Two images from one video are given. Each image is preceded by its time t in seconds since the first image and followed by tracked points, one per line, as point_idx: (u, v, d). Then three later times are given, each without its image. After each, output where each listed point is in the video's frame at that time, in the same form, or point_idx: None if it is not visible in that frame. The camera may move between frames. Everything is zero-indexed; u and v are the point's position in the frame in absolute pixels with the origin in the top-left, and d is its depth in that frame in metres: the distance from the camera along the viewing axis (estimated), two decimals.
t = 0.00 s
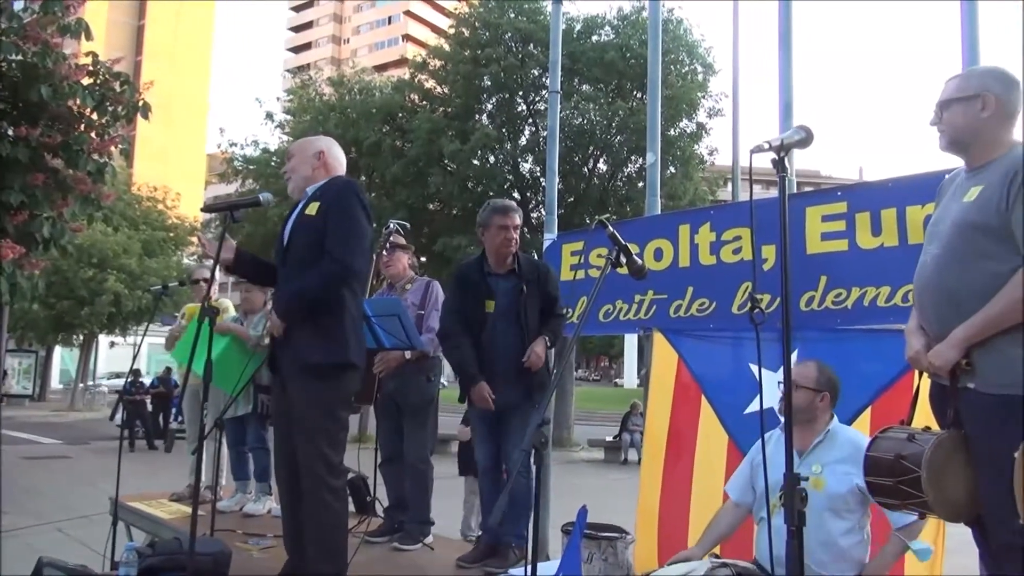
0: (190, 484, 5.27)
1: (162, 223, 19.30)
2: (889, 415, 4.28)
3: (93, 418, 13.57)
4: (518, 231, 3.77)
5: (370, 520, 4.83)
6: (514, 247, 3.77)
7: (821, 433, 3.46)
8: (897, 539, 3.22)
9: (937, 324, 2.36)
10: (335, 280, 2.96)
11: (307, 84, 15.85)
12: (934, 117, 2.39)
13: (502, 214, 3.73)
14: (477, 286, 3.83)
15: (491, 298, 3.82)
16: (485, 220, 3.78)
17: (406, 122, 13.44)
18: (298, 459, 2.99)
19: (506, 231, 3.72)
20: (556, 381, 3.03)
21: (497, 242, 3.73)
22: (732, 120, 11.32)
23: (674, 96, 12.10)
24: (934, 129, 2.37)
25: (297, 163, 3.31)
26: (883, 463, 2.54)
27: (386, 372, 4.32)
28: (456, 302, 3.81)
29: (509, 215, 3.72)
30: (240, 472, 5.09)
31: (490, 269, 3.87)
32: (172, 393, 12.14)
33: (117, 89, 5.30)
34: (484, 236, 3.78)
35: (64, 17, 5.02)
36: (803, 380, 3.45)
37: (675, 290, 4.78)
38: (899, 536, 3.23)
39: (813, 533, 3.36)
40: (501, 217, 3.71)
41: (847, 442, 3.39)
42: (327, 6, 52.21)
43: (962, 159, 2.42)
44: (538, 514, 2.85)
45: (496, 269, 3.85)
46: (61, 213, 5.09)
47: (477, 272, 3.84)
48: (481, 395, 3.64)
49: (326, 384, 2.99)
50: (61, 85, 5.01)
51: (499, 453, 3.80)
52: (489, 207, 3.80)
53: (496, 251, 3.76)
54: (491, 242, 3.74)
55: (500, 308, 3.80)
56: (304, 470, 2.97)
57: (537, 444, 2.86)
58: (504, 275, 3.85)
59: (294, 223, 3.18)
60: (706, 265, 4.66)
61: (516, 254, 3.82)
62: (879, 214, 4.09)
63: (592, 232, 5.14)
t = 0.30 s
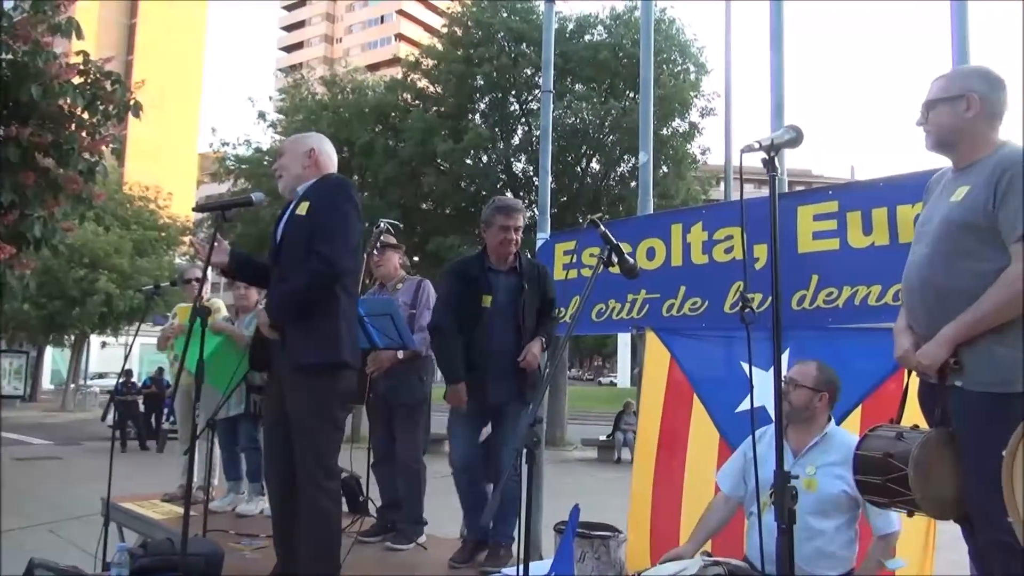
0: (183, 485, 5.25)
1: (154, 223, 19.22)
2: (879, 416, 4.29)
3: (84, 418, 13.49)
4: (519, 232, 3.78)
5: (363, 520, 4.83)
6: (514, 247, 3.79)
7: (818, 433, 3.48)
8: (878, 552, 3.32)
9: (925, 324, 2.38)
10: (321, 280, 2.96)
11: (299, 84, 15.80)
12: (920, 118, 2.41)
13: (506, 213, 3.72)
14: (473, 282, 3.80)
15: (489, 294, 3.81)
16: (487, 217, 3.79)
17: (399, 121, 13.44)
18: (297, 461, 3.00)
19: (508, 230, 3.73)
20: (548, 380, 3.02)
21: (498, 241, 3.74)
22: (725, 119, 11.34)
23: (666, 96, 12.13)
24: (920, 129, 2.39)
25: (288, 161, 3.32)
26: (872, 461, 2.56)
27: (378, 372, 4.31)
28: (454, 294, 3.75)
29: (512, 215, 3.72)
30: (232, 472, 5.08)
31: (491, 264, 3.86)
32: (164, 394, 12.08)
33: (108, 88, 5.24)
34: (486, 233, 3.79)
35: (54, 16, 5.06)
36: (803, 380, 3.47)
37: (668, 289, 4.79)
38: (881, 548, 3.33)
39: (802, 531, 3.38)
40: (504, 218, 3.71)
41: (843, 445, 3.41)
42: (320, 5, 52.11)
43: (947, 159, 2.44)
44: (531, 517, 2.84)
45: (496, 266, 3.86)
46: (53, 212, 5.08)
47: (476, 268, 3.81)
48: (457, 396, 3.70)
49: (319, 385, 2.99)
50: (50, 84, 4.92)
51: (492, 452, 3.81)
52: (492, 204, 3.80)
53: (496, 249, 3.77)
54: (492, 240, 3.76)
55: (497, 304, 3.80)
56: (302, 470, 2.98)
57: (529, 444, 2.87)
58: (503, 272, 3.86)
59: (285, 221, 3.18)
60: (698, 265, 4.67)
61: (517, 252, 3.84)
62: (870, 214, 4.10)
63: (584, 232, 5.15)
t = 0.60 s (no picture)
0: (187, 485, 5.27)
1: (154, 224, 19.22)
2: (882, 417, 4.32)
3: (86, 419, 13.47)
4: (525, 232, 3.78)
5: (366, 520, 4.84)
6: (518, 247, 3.80)
7: (824, 435, 3.49)
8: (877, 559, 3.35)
9: (927, 325, 2.39)
10: (331, 282, 2.98)
11: (300, 84, 15.80)
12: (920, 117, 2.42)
13: (513, 214, 3.72)
14: (473, 279, 3.80)
15: (488, 292, 3.81)
16: (493, 215, 3.78)
17: (399, 122, 13.46)
18: (304, 462, 3.01)
19: (514, 230, 3.74)
20: (551, 381, 3.04)
21: (504, 240, 3.75)
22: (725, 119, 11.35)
23: (667, 96, 12.14)
24: (919, 128, 2.41)
25: (288, 163, 3.33)
26: (874, 461, 2.57)
27: (382, 373, 4.34)
28: (450, 289, 3.76)
29: (519, 216, 3.72)
30: (236, 472, 5.09)
31: (490, 262, 3.87)
32: (165, 394, 12.07)
33: (109, 89, 5.32)
34: (492, 232, 3.78)
35: (55, 17, 5.14)
36: (808, 383, 3.49)
37: (670, 290, 4.80)
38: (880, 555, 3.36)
39: (805, 531, 3.39)
40: (512, 219, 3.70)
41: (848, 448, 3.44)
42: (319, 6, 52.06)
43: (946, 159, 2.46)
44: (537, 514, 2.89)
45: (496, 264, 3.86)
46: (55, 213, 5.03)
47: (475, 264, 3.82)
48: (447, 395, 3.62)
49: (325, 385, 3.00)
50: (52, 85, 4.94)
51: (496, 454, 3.82)
52: (499, 202, 3.79)
53: (500, 247, 3.79)
54: (497, 238, 3.76)
55: (496, 301, 3.81)
56: (308, 471, 2.99)
57: (534, 444, 2.92)
58: (503, 269, 3.86)
59: (289, 225, 3.18)
60: (700, 265, 4.68)
61: (518, 251, 3.86)
62: (871, 214, 4.12)
63: (587, 232, 5.16)
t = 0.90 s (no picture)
0: (219, 483, 5.35)
1: (187, 225, 19.49)
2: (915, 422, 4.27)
3: (120, 417, 13.69)
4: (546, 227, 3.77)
5: (395, 520, 4.87)
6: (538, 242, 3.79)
7: (851, 442, 3.46)
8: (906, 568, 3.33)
9: (961, 329, 2.37)
10: (369, 291, 3.00)
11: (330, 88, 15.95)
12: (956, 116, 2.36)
13: (536, 210, 3.70)
14: (495, 276, 3.77)
15: (513, 291, 3.79)
16: (515, 210, 3.75)
17: (428, 125, 13.54)
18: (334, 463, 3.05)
19: (536, 225, 3.72)
20: (579, 382, 3.04)
21: (525, 236, 3.73)
22: (755, 120, 11.26)
23: (696, 97, 12.04)
24: (956, 128, 2.35)
25: (317, 172, 3.34)
26: (907, 466, 2.54)
27: (410, 374, 4.37)
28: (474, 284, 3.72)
29: (542, 212, 3.70)
30: (266, 471, 5.15)
31: (508, 257, 3.83)
32: (198, 394, 12.23)
33: (145, 93, 5.39)
34: (513, 227, 3.75)
35: (94, 23, 5.17)
36: (830, 387, 3.46)
37: (698, 293, 4.78)
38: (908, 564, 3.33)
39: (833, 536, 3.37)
40: (534, 216, 3.68)
41: (875, 454, 3.41)
42: (349, 10, 52.45)
43: (985, 159, 2.40)
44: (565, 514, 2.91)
45: (513, 259, 3.83)
46: (92, 215, 5.13)
47: (497, 261, 3.78)
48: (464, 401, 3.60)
49: (354, 385, 3.03)
50: (90, 90, 5.05)
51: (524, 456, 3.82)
52: (520, 196, 3.76)
53: (520, 243, 3.77)
54: (517, 234, 3.74)
55: (521, 300, 3.78)
56: (338, 470, 3.03)
57: (563, 445, 2.90)
58: (527, 266, 3.86)
59: (324, 234, 3.22)
60: (729, 268, 4.66)
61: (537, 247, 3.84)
62: (904, 216, 4.07)
63: (615, 234, 5.15)
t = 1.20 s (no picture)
0: (228, 484, 5.39)
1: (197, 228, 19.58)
2: (924, 425, 4.25)
3: (131, 418, 13.76)
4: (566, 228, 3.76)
5: (403, 521, 4.90)
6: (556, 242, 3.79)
7: (851, 443, 3.51)
8: (923, 557, 3.40)
9: (970, 331, 2.36)
10: (376, 296, 3.04)
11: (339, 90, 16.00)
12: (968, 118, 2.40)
13: (556, 209, 3.69)
14: (523, 275, 3.80)
15: (537, 291, 3.81)
16: (538, 207, 3.76)
17: (437, 127, 13.67)
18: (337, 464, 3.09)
19: (556, 226, 3.71)
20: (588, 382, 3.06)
21: (546, 234, 3.75)
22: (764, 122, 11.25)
23: (705, 99, 12.11)
24: (965, 129, 2.38)
25: (320, 180, 3.36)
26: (919, 469, 2.53)
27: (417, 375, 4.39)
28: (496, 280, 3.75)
29: (562, 213, 3.69)
30: (276, 472, 5.18)
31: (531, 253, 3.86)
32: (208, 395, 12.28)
33: (156, 96, 5.32)
34: (535, 224, 3.76)
35: (107, 28, 5.10)
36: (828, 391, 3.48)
37: (706, 295, 4.78)
38: (925, 553, 3.40)
39: (838, 539, 3.42)
40: (555, 215, 3.67)
41: (877, 452, 3.44)
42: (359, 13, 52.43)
43: (991, 161, 2.42)
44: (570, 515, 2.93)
45: (536, 256, 3.86)
46: (103, 217, 5.18)
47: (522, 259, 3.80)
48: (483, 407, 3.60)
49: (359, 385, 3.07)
50: (102, 93, 5.06)
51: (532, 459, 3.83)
52: (545, 195, 3.76)
53: (541, 240, 3.79)
54: (537, 232, 3.77)
55: (546, 300, 3.81)
56: (343, 471, 3.06)
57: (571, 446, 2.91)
58: (548, 265, 3.90)
59: (325, 242, 3.26)
60: (737, 270, 4.66)
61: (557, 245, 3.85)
62: (914, 219, 4.06)
63: (623, 236, 5.16)
